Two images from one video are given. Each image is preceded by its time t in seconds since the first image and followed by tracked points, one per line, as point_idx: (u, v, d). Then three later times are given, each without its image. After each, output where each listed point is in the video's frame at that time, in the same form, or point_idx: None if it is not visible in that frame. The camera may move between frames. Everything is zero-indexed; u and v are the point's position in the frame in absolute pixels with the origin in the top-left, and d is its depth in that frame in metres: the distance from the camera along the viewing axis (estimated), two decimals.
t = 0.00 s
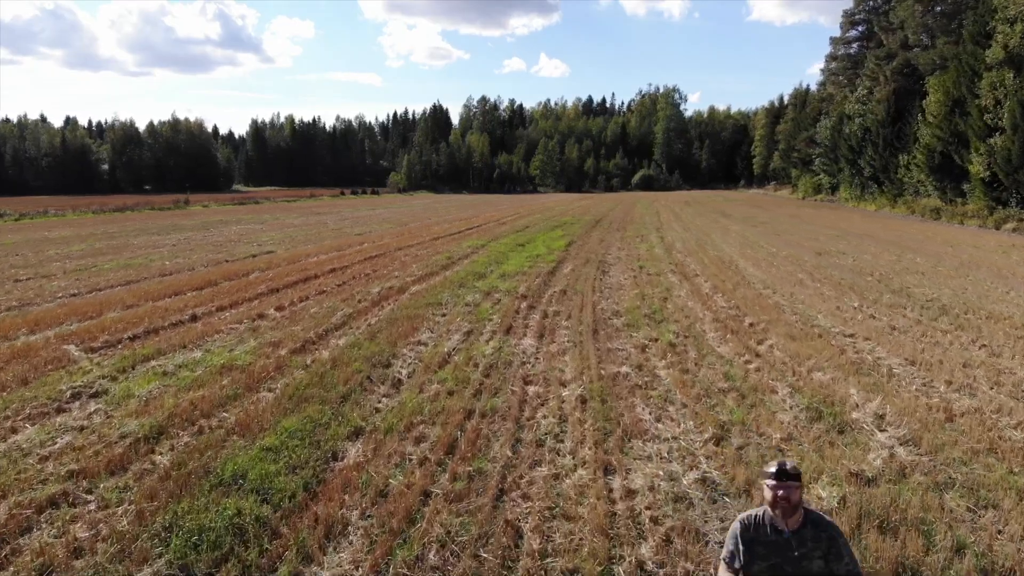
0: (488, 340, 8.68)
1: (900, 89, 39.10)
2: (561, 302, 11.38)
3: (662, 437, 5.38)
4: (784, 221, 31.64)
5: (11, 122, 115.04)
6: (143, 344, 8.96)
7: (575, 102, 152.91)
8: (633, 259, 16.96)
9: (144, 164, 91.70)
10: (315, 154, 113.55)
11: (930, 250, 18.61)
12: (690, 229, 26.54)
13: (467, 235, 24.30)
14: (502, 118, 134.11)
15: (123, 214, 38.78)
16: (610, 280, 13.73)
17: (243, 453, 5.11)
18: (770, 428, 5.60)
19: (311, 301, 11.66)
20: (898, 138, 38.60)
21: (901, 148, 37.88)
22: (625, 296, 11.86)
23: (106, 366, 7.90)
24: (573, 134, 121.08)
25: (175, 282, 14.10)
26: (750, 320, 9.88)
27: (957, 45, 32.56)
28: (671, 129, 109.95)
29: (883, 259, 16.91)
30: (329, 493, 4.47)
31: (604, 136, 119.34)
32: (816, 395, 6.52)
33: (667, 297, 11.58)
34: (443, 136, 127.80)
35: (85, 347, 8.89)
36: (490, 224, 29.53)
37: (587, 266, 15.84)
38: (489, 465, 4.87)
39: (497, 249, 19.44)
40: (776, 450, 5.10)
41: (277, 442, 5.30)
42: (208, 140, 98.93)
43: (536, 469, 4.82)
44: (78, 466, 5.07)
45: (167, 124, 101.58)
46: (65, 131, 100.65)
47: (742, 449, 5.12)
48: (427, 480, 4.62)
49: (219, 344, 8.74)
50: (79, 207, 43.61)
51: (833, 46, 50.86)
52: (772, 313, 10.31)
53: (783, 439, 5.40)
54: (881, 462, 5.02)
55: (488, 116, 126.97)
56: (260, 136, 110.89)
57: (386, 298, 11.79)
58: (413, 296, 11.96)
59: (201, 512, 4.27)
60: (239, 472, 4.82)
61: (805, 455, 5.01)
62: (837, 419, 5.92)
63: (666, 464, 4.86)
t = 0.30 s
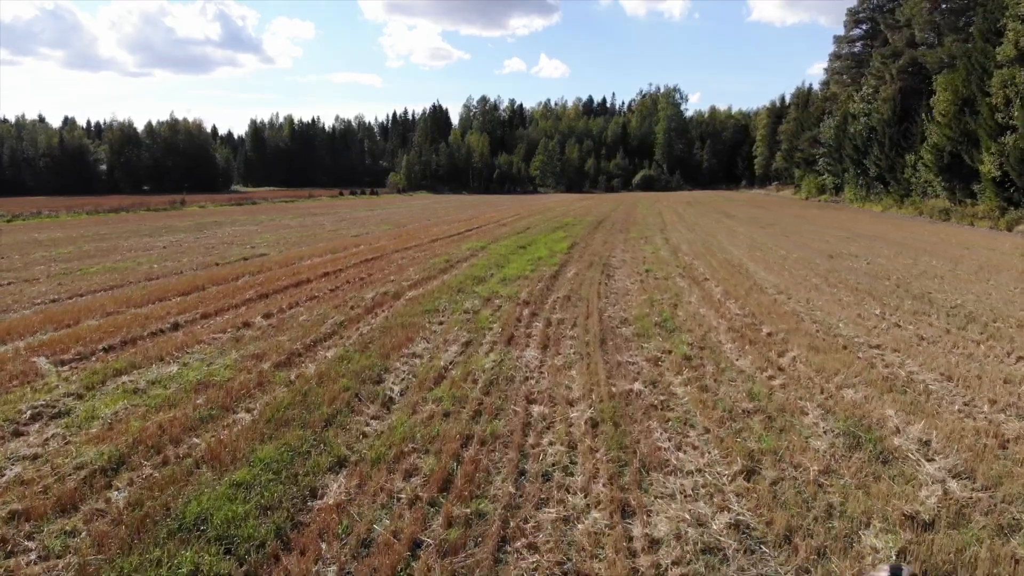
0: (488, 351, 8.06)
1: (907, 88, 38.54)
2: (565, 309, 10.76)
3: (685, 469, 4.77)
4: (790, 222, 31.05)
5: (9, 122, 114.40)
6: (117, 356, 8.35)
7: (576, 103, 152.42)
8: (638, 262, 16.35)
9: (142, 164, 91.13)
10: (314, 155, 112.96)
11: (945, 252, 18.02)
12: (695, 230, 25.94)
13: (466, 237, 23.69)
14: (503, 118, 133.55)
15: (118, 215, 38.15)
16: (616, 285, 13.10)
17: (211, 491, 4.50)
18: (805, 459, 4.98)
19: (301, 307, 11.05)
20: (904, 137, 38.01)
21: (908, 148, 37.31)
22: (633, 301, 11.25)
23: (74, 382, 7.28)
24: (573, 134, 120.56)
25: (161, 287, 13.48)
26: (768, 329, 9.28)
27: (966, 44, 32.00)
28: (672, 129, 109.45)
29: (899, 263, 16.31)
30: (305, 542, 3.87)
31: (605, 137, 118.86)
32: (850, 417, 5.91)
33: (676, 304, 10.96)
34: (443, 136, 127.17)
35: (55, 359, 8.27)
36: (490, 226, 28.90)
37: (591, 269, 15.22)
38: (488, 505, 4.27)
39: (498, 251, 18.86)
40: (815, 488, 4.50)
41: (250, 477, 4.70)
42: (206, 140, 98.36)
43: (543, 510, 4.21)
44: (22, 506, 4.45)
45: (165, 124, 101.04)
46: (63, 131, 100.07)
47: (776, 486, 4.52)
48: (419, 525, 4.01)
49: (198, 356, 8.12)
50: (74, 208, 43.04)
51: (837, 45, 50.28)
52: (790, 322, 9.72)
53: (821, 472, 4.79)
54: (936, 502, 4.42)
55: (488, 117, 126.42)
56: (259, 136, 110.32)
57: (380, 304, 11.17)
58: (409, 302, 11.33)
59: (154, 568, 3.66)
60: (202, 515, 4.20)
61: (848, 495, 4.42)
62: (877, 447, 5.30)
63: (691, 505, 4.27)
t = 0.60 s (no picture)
0: (487, 366, 7.37)
1: (914, 88, 37.89)
2: (569, 317, 10.06)
3: (715, 517, 4.12)
4: (797, 223, 30.34)
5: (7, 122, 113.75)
6: (84, 372, 7.70)
7: (576, 103, 151.78)
8: (644, 266, 15.69)
9: (141, 164, 90.58)
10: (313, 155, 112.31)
11: (963, 256, 17.36)
12: (700, 232, 25.29)
13: (466, 239, 23.02)
14: (503, 118, 132.90)
15: (111, 216, 37.46)
16: (623, 290, 12.40)
17: (161, 545, 3.85)
18: (852, 503, 4.32)
19: (288, 316, 10.40)
20: (911, 137, 37.36)
21: (915, 148, 36.65)
22: (642, 308, 10.58)
23: (31, 403, 6.62)
24: (574, 134, 119.91)
25: (143, 293, 12.82)
26: (789, 340, 8.62)
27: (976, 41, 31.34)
28: (674, 129, 108.79)
29: (916, 267, 15.65)
30: None
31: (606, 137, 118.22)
32: (894, 448, 5.26)
33: (687, 311, 10.28)
34: (443, 136, 126.50)
35: (16, 375, 7.62)
36: (490, 227, 28.22)
37: (596, 274, 14.49)
38: (486, 566, 3.61)
39: (498, 254, 18.20)
40: (869, 542, 3.85)
41: (209, 526, 4.04)
42: (205, 141, 97.78)
43: (551, 573, 3.55)
44: None
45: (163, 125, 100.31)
46: (59, 131, 98.99)
47: (824, 540, 3.87)
48: None
49: (171, 373, 7.46)
50: (67, 208, 42.31)
51: (841, 44, 49.64)
52: (812, 332, 9.06)
53: (873, 521, 4.12)
54: (1010, 560, 3.77)
55: (488, 117, 125.78)
56: (258, 137, 109.69)
57: (372, 312, 10.51)
58: (403, 309, 10.64)
59: None
60: None
61: (910, 552, 3.77)
62: (932, 486, 4.63)
63: (726, 566, 3.62)
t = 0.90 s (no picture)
0: (484, 385, 6.63)
1: (922, 87, 37.20)
2: (573, 328, 9.31)
3: None
4: (804, 224, 29.62)
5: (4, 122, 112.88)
6: (39, 392, 6.98)
7: (576, 103, 151.11)
8: (650, 270, 14.95)
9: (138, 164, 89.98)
10: (312, 155, 111.63)
11: (982, 259, 16.66)
12: (705, 234, 24.56)
13: (464, 241, 22.29)
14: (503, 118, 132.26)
15: (103, 217, 36.70)
16: (630, 297, 11.64)
17: None
18: (918, 568, 3.61)
19: (271, 326, 9.69)
20: (919, 137, 36.65)
21: (923, 147, 35.96)
22: (651, 317, 9.85)
23: None
24: (574, 135, 119.25)
25: (120, 301, 12.10)
26: (814, 356, 7.88)
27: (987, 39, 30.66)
28: (674, 129, 108.12)
29: (936, 271, 14.94)
30: None
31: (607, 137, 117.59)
32: (955, 492, 4.54)
33: (701, 321, 9.52)
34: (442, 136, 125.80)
35: None
36: (489, 229, 27.49)
37: (600, 279, 13.74)
38: None
39: (497, 257, 17.46)
40: None
41: None
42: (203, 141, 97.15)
43: None
44: None
45: (160, 125, 99.50)
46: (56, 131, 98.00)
47: None
48: None
49: (133, 394, 6.73)
50: (60, 209, 41.57)
51: (845, 43, 48.94)
52: (838, 346, 8.33)
53: None
54: None
55: (488, 117, 125.10)
56: (257, 137, 109.01)
57: (361, 321, 9.79)
58: (394, 319, 9.89)
59: None
60: None
61: None
62: (1008, 543, 3.92)
63: None
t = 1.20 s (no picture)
0: (479, 411, 5.83)
1: (930, 85, 36.46)
2: (578, 339, 8.50)
3: None
4: (812, 225, 28.84)
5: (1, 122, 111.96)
6: None
7: (577, 104, 150.40)
8: (657, 274, 14.16)
9: (137, 166, 89.45)
10: (310, 155, 110.86)
11: (1004, 263, 15.90)
12: (711, 235, 23.76)
13: (462, 243, 21.49)
14: (503, 118, 131.50)
15: (93, 218, 35.87)
16: (638, 304, 10.83)
17: None
18: None
19: (250, 337, 8.92)
20: (928, 136, 35.88)
21: (932, 147, 35.21)
22: (663, 327, 9.07)
23: None
24: (574, 135, 118.55)
25: (93, 308, 11.32)
26: (846, 374, 7.10)
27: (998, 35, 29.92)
28: (676, 129, 107.40)
29: (958, 276, 14.17)
30: None
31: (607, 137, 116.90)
32: None
33: (717, 333, 8.72)
34: (442, 136, 125.02)
35: None
36: (488, 230, 26.69)
37: (605, 284, 12.93)
38: None
39: (496, 260, 16.68)
40: None
41: None
42: (201, 141, 96.40)
43: None
44: None
45: (158, 125, 98.58)
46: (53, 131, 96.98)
47: None
48: None
49: (83, 422, 5.96)
50: (51, 210, 40.79)
51: (850, 41, 48.18)
52: (870, 363, 7.55)
53: None
54: None
55: (488, 117, 124.38)
56: (255, 137, 108.25)
57: (347, 331, 9.00)
58: (383, 330, 9.08)
59: None
60: None
61: None
62: None
63: None
